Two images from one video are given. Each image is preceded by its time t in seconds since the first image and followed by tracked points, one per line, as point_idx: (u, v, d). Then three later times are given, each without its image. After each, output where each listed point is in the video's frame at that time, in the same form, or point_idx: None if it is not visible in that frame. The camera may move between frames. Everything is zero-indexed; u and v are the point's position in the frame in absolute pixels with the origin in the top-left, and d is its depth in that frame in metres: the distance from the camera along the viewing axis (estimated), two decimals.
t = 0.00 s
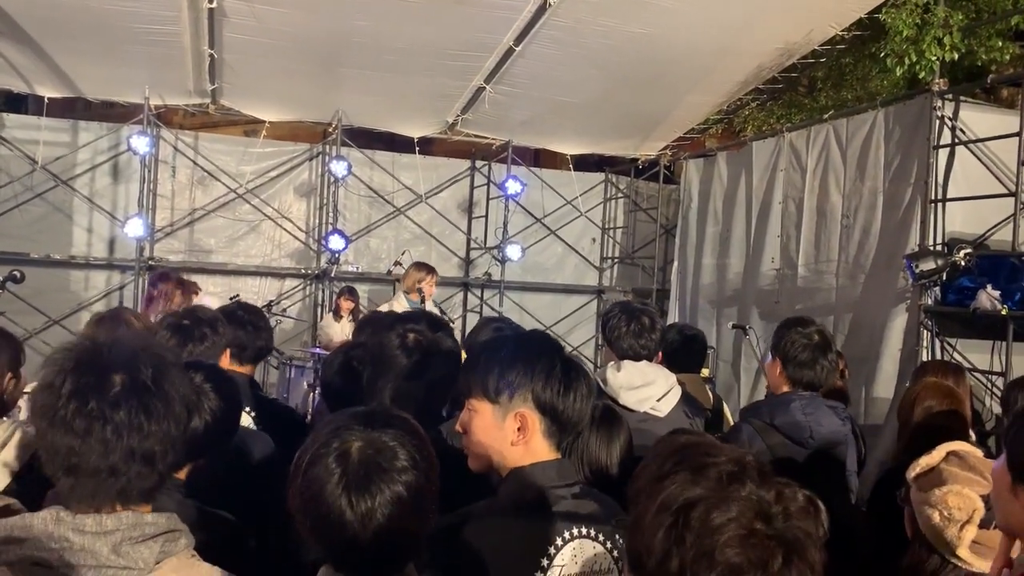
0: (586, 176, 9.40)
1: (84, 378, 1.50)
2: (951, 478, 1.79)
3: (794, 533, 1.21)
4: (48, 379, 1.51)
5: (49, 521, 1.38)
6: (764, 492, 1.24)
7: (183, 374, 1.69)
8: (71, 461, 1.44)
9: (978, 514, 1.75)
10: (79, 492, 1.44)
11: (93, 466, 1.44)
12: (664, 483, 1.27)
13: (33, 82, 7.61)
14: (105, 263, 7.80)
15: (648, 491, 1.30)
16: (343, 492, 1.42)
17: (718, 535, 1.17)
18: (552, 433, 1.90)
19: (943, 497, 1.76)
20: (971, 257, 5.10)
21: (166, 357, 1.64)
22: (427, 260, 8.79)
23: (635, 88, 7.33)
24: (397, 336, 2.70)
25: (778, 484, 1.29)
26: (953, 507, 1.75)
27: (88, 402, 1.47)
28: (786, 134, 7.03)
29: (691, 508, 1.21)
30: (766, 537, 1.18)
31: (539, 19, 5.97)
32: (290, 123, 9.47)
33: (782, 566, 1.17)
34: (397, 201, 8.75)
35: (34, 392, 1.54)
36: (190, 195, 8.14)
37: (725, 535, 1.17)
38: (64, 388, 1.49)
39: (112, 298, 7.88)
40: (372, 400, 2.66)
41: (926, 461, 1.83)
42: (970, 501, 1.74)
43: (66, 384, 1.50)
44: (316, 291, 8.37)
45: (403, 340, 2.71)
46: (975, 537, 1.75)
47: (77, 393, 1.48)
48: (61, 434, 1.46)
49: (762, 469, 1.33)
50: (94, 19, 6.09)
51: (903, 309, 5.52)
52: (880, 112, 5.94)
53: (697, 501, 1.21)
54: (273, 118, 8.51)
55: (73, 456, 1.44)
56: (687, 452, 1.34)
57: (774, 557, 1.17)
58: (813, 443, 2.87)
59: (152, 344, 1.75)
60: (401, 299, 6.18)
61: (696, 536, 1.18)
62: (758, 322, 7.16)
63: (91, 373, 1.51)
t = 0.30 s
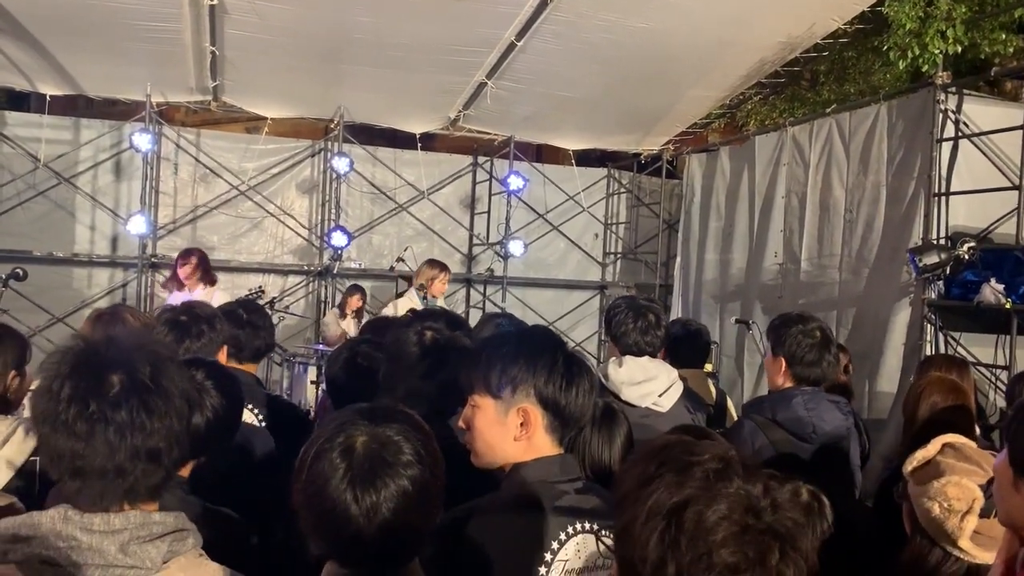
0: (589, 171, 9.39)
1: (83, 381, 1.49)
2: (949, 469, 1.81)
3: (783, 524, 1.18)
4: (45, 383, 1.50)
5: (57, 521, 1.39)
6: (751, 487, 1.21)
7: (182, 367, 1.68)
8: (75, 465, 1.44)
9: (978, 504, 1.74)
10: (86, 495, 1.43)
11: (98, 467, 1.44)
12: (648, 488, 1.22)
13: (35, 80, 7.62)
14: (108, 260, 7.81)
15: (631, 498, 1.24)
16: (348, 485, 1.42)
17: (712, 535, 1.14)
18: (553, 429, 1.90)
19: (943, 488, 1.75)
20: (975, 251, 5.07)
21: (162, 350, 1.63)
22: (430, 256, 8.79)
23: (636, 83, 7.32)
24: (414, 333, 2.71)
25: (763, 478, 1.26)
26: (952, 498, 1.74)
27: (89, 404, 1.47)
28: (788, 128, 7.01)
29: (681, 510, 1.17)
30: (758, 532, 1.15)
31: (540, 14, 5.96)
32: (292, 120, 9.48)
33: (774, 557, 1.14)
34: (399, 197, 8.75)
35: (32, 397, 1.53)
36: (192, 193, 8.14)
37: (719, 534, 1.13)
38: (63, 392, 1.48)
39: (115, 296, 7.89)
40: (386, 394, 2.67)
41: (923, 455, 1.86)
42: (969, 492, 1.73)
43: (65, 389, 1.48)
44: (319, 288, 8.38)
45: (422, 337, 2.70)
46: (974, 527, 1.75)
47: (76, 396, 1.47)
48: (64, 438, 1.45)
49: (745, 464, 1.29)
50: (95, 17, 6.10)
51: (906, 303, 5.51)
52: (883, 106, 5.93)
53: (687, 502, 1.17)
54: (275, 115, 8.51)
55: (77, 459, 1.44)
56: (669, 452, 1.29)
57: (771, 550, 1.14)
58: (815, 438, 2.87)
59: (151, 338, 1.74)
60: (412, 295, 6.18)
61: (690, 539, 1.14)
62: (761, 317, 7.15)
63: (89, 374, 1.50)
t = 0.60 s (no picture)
0: (594, 169, 9.38)
1: (79, 392, 1.49)
2: (957, 460, 1.81)
3: (783, 528, 1.18)
4: (43, 397, 1.51)
5: (64, 525, 1.40)
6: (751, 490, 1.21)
7: (178, 371, 1.69)
8: (81, 474, 1.44)
9: (989, 492, 1.73)
10: (94, 503, 1.44)
11: (104, 475, 1.44)
12: (647, 493, 1.22)
13: (41, 85, 7.65)
14: (116, 264, 7.84)
15: (630, 504, 1.24)
16: (359, 485, 1.42)
17: (712, 541, 1.13)
18: (562, 426, 1.90)
19: (951, 478, 1.75)
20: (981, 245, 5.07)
21: (154, 354, 1.64)
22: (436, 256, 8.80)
23: (640, 80, 7.31)
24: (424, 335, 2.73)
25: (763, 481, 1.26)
26: (962, 487, 1.73)
27: (89, 415, 1.47)
28: (794, 124, 6.99)
29: (680, 517, 1.16)
30: (758, 536, 1.14)
31: (543, 13, 5.96)
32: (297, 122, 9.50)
33: (776, 561, 1.13)
34: (405, 197, 8.76)
35: (32, 411, 1.53)
36: (198, 195, 8.16)
37: (719, 540, 1.13)
38: (61, 405, 1.48)
39: (123, 299, 7.92)
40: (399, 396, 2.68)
41: (929, 449, 1.88)
42: (979, 480, 1.72)
43: (63, 401, 1.49)
44: (326, 289, 8.40)
45: (443, 337, 2.85)
46: (988, 515, 1.73)
47: (75, 408, 1.48)
48: (67, 449, 1.46)
49: (744, 468, 1.29)
50: (99, 21, 6.11)
51: (914, 298, 5.49)
52: (889, 100, 5.90)
53: (687, 507, 1.17)
54: (280, 117, 8.52)
55: (83, 470, 1.44)
56: (666, 456, 1.28)
57: (772, 555, 1.13)
58: (822, 435, 2.87)
59: (151, 345, 1.76)
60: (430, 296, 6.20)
61: (689, 545, 1.13)
62: (769, 313, 7.14)
63: (85, 384, 1.50)
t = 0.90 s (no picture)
0: (601, 170, 9.38)
1: (82, 401, 1.50)
2: (964, 459, 1.80)
3: (791, 533, 1.16)
4: (47, 407, 1.52)
5: (73, 529, 1.41)
6: (758, 495, 1.20)
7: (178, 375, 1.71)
8: (88, 481, 1.45)
9: (995, 491, 1.71)
10: (103, 508, 1.44)
11: (112, 480, 1.45)
12: (653, 498, 1.21)
13: (50, 92, 7.69)
14: (126, 270, 7.87)
15: (635, 507, 1.24)
16: (361, 455, 1.45)
17: (719, 548, 1.12)
18: (571, 428, 1.90)
19: (957, 477, 1.74)
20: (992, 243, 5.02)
21: (153, 358, 1.66)
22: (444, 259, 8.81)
23: (646, 81, 7.30)
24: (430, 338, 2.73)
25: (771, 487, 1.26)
26: (969, 486, 1.72)
27: (95, 422, 1.48)
28: (801, 122, 6.97)
29: (686, 523, 1.16)
30: (766, 542, 1.13)
31: (548, 14, 5.96)
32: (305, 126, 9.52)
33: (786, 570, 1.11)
34: (412, 200, 8.77)
35: (37, 421, 1.54)
36: (207, 201, 8.19)
37: (727, 546, 1.12)
38: (66, 415, 1.49)
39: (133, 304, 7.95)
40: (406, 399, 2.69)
41: (937, 448, 1.88)
42: (985, 480, 1.71)
43: (68, 410, 1.50)
44: (335, 292, 8.42)
45: (453, 339, 2.84)
46: (993, 514, 1.72)
47: (79, 417, 1.49)
48: (75, 458, 1.46)
49: (752, 471, 1.29)
50: (107, 28, 6.14)
51: (924, 296, 5.46)
52: (897, 98, 5.88)
53: (694, 513, 1.16)
54: (288, 121, 8.55)
55: (92, 475, 1.45)
56: (673, 460, 1.27)
57: (779, 561, 1.11)
58: (831, 435, 2.86)
59: (157, 352, 1.77)
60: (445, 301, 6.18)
61: (696, 552, 1.13)
62: (778, 313, 7.11)
63: (88, 392, 1.51)
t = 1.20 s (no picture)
0: (607, 173, 9.38)
1: (90, 408, 1.51)
2: (971, 460, 1.78)
3: (804, 543, 1.14)
4: (54, 414, 1.52)
5: (81, 536, 1.41)
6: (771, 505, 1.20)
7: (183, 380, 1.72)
8: (96, 488, 1.45)
9: (1001, 492, 1.69)
10: (111, 515, 1.45)
11: (121, 486, 1.46)
12: (665, 507, 1.21)
13: (58, 99, 7.74)
14: (134, 275, 7.90)
15: (647, 514, 1.24)
16: (375, 457, 1.45)
17: (729, 558, 1.11)
18: (579, 432, 1.90)
19: (962, 479, 1.72)
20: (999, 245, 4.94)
21: (159, 366, 1.67)
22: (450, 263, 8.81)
23: (653, 83, 7.30)
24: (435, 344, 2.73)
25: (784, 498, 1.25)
26: (974, 488, 1.70)
27: (104, 430, 1.49)
28: (808, 125, 6.96)
29: (698, 533, 1.15)
30: (778, 553, 1.11)
31: (554, 18, 5.97)
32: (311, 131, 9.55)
33: None
34: (419, 205, 8.79)
35: (43, 428, 1.54)
36: (214, 206, 8.22)
37: (738, 557, 1.10)
38: (75, 421, 1.50)
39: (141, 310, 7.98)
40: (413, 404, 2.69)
41: (944, 448, 1.87)
42: (990, 481, 1.69)
43: (76, 417, 1.50)
44: (342, 297, 8.44)
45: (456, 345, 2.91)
46: (999, 515, 1.70)
47: (87, 424, 1.49)
48: (83, 465, 1.47)
49: (766, 479, 1.29)
50: (115, 35, 6.18)
51: (932, 298, 5.44)
52: (904, 100, 5.86)
53: (705, 523, 1.16)
54: (294, 126, 8.58)
55: (102, 482, 1.45)
56: (686, 468, 1.27)
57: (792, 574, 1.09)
58: (839, 438, 2.85)
59: (163, 360, 1.77)
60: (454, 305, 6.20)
61: (707, 562, 1.12)
62: (786, 316, 7.10)
63: (96, 399, 1.52)
